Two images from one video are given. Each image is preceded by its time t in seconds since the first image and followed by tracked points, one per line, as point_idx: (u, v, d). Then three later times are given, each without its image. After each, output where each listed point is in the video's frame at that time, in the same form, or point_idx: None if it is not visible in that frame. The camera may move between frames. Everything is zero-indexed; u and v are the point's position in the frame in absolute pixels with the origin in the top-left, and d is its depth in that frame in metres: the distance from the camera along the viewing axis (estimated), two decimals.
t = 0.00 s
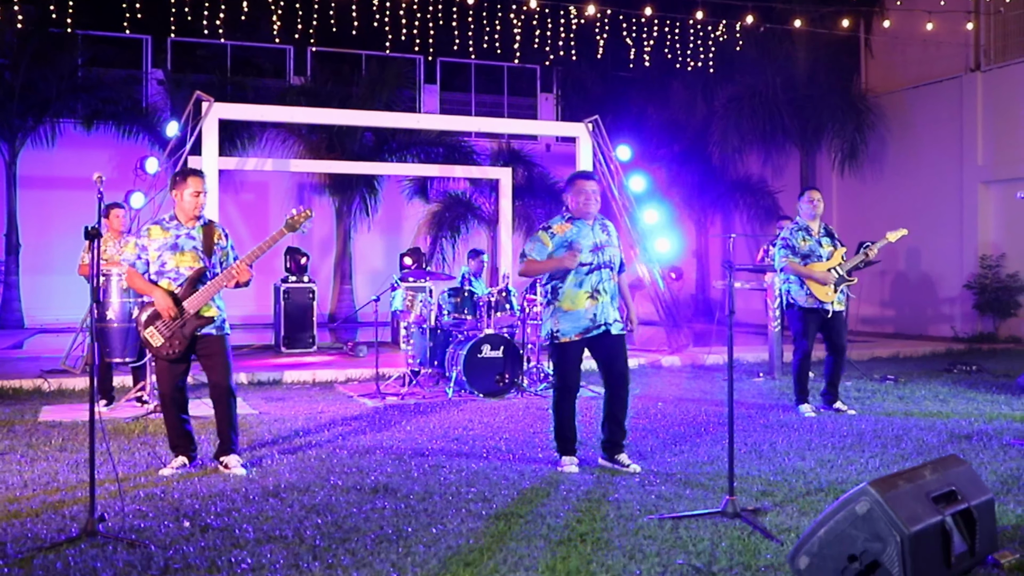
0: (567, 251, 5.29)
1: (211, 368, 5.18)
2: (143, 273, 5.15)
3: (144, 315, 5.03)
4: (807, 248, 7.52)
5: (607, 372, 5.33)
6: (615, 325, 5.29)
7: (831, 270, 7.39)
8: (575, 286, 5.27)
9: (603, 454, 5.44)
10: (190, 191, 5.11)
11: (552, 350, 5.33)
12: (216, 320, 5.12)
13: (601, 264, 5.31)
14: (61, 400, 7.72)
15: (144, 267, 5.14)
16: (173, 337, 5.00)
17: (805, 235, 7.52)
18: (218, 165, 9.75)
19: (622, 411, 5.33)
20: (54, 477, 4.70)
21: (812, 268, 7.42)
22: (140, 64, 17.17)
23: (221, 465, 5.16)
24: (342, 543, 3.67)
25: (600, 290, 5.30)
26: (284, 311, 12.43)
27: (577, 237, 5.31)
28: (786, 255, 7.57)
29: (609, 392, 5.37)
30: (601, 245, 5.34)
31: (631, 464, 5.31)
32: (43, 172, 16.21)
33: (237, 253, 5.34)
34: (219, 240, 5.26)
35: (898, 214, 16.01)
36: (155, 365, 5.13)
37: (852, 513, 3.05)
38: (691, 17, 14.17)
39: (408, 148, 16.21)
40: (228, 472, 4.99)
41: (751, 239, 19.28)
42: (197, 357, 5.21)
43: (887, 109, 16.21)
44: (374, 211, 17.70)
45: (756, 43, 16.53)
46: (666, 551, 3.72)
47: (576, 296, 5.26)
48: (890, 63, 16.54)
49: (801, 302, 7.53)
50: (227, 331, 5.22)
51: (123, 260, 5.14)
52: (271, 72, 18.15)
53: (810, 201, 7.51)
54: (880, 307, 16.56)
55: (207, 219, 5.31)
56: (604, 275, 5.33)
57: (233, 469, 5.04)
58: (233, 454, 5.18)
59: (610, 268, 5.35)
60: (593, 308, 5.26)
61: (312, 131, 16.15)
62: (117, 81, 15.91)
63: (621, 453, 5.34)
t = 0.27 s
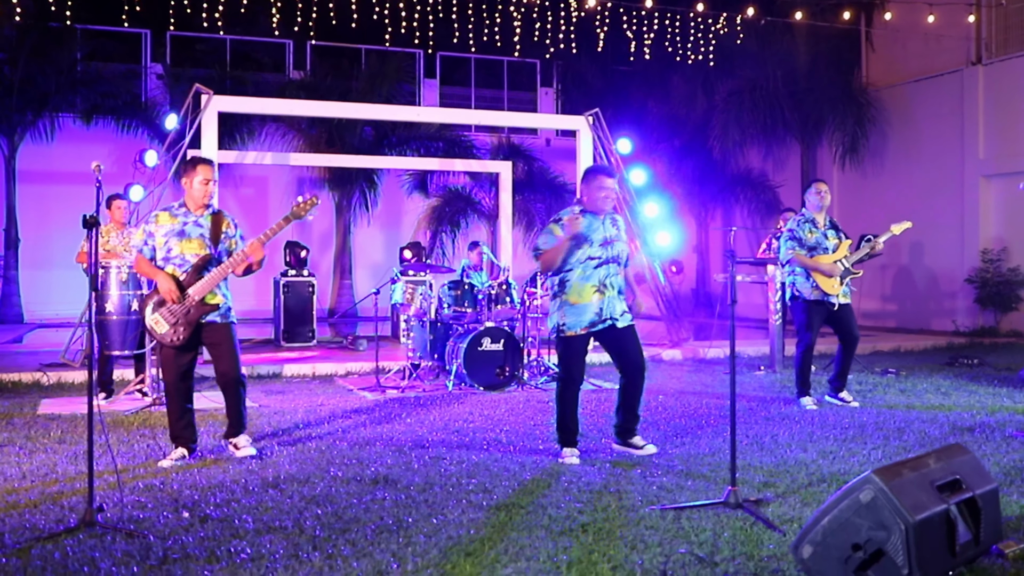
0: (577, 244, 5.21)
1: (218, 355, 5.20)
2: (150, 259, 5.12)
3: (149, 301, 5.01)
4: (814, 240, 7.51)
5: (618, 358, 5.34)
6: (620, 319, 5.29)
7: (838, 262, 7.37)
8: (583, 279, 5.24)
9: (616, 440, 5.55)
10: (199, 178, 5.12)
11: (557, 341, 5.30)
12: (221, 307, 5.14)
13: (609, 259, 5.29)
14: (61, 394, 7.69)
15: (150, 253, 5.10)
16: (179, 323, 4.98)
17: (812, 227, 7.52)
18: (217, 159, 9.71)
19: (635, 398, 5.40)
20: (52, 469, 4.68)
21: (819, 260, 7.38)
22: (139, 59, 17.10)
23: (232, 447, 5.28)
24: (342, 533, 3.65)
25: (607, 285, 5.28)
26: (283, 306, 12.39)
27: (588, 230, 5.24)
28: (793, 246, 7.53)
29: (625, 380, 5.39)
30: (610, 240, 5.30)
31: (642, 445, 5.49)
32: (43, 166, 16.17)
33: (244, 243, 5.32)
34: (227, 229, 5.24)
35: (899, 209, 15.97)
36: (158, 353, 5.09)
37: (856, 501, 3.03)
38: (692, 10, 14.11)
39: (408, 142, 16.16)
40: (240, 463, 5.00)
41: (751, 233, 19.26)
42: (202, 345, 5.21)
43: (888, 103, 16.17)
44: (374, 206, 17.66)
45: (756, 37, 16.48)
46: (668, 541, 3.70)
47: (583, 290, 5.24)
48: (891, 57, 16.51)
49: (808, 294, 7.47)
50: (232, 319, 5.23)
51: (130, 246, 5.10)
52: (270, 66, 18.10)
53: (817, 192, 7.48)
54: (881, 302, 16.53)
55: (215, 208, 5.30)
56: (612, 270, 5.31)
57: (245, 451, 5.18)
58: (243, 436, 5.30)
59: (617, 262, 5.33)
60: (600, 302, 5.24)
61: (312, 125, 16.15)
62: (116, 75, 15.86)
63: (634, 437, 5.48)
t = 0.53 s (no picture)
0: (605, 232, 5.21)
1: (227, 351, 5.06)
2: (165, 247, 5.06)
3: (161, 289, 4.94)
4: (825, 230, 7.42)
5: (632, 351, 5.28)
6: (646, 310, 5.22)
7: (848, 254, 7.29)
8: (612, 268, 5.16)
9: (630, 439, 5.44)
10: (220, 169, 5.06)
11: (580, 330, 5.22)
12: (231, 300, 5.00)
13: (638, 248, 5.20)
14: (59, 386, 7.63)
15: (167, 241, 5.05)
16: (189, 313, 4.91)
17: (825, 217, 7.42)
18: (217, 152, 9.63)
19: (650, 396, 5.30)
20: (49, 461, 4.61)
21: (830, 251, 7.33)
22: (139, 52, 17.02)
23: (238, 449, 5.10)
24: (341, 525, 3.58)
25: (635, 274, 5.19)
26: (283, 300, 12.33)
27: (617, 218, 5.22)
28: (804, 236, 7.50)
29: (638, 376, 5.32)
30: (639, 229, 5.22)
31: (659, 445, 5.35)
32: (42, 160, 16.09)
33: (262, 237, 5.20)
34: (244, 222, 5.13)
35: (903, 202, 15.88)
36: (168, 342, 5.05)
37: (867, 491, 2.96)
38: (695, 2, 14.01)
39: (408, 136, 16.08)
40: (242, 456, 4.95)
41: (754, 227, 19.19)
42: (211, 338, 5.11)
43: (891, 96, 16.09)
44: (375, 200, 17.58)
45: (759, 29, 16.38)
46: (675, 534, 3.63)
47: (612, 279, 5.15)
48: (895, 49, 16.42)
49: (817, 285, 7.42)
50: (243, 312, 5.10)
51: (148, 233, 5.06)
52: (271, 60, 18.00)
53: (831, 183, 7.42)
54: (885, 296, 16.45)
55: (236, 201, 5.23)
56: (640, 260, 5.22)
57: (249, 452, 5.00)
58: (250, 438, 5.12)
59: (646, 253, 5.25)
60: (627, 291, 5.16)
61: (312, 119, 16.04)
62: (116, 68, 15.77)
63: (649, 436, 5.35)
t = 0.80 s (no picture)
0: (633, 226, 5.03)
1: (232, 346, 4.95)
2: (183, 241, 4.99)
3: (173, 283, 4.85)
4: (839, 223, 7.37)
5: (649, 348, 5.19)
6: (670, 307, 5.13)
7: (857, 248, 7.16)
8: (638, 263, 5.03)
9: (638, 436, 5.33)
10: (241, 162, 4.95)
11: (605, 319, 5.07)
12: (242, 294, 4.90)
13: (664, 244, 5.10)
14: (58, 383, 7.53)
15: (184, 235, 4.98)
16: (199, 307, 4.80)
17: (841, 210, 7.36)
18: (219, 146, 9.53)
19: (661, 392, 5.22)
20: (44, 458, 4.52)
21: (839, 244, 7.23)
22: (142, 47, 16.93)
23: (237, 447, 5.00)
24: (342, 524, 3.47)
25: (661, 270, 5.09)
26: (286, 295, 12.25)
27: (644, 213, 5.08)
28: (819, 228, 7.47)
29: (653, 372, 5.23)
30: (666, 224, 5.13)
31: (667, 442, 5.25)
32: (44, 156, 16.01)
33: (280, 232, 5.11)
34: (261, 215, 5.02)
35: (911, 197, 15.72)
36: (173, 334, 4.96)
37: (887, 490, 2.85)
38: None
39: (412, 131, 15.99)
40: (240, 453, 4.84)
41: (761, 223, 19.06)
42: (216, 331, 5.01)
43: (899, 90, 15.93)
44: (376, 195, 17.46)
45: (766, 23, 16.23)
46: (686, 533, 3.53)
47: (638, 273, 5.03)
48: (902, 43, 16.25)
49: (824, 278, 7.34)
50: (254, 308, 4.99)
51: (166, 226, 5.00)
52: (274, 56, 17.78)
53: (854, 177, 7.26)
54: (893, 292, 16.34)
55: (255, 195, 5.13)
56: (666, 255, 5.12)
57: (248, 450, 4.91)
58: (250, 436, 5.02)
59: (672, 249, 5.14)
60: (653, 287, 5.06)
61: (316, 114, 15.89)
62: (118, 63, 15.67)
63: (657, 433, 5.24)
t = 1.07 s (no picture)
0: (661, 221, 4.93)
1: (244, 345, 4.85)
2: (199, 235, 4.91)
3: (187, 277, 4.78)
4: (858, 216, 7.24)
5: (673, 348, 5.04)
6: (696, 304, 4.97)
7: (873, 242, 6.99)
8: (664, 260, 4.91)
9: (657, 438, 5.20)
10: (261, 155, 4.86)
11: (629, 321, 4.95)
12: (255, 290, 4.78)
13: (692, 239, 4.97)
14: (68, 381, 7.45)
15: (201, 229, 4.90)
16: (211, 302, 4.70)
17: (861, 204, 7.23)
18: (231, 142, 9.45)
19: (681, 392, 5.09)
20: (52, 458, 4.43)
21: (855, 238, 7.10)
22: (155, 45, 16.88)
23: (248, 448, 4.90)
24: (352, 528, 3.36)
25: (688, 266, 4.95)
26: (299, 292, 12.17)
27: (672, 207, 4.96)
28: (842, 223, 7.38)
29: (672, 373, 5.09)
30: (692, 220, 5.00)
31: (688, 443, 5.13)
32: (58, 153, 15.99)
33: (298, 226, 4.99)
34: (278, 209, 4.91)
35: (932, 193, 15.48)
36: (188, 330, 4.88)
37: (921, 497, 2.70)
38: None
39: (425, 128, 15.87)
40: (252, 455, 4.73)
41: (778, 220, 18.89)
42: (231, 329, 4.92)
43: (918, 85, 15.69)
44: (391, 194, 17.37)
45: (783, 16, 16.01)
46: (709, 539, 3.40)
47: (663, 270, 4.90)
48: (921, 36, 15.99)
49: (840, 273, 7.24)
50: (267, 304, 4.86)
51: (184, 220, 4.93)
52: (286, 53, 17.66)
53: (878, 169, 7.11)
54: (912, 289, 16.12)
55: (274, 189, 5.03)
56: (693, 252, 4.99)
57: (259, 452, 4.80)
58: (261, 437, 4.92)
59: (699, 244, 5.01)
60: (679, 284, 4.91)
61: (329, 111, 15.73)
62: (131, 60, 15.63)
63: (677, 433, 5.14)
